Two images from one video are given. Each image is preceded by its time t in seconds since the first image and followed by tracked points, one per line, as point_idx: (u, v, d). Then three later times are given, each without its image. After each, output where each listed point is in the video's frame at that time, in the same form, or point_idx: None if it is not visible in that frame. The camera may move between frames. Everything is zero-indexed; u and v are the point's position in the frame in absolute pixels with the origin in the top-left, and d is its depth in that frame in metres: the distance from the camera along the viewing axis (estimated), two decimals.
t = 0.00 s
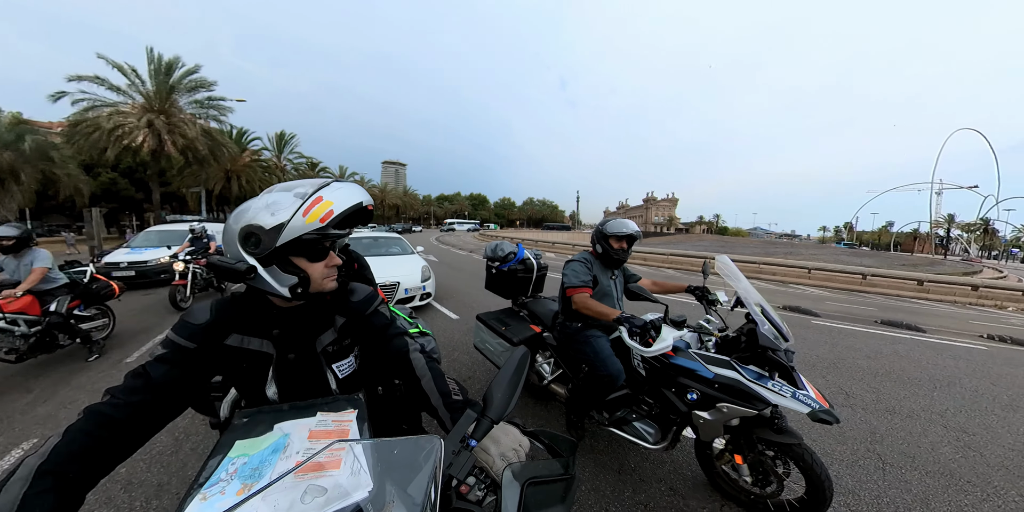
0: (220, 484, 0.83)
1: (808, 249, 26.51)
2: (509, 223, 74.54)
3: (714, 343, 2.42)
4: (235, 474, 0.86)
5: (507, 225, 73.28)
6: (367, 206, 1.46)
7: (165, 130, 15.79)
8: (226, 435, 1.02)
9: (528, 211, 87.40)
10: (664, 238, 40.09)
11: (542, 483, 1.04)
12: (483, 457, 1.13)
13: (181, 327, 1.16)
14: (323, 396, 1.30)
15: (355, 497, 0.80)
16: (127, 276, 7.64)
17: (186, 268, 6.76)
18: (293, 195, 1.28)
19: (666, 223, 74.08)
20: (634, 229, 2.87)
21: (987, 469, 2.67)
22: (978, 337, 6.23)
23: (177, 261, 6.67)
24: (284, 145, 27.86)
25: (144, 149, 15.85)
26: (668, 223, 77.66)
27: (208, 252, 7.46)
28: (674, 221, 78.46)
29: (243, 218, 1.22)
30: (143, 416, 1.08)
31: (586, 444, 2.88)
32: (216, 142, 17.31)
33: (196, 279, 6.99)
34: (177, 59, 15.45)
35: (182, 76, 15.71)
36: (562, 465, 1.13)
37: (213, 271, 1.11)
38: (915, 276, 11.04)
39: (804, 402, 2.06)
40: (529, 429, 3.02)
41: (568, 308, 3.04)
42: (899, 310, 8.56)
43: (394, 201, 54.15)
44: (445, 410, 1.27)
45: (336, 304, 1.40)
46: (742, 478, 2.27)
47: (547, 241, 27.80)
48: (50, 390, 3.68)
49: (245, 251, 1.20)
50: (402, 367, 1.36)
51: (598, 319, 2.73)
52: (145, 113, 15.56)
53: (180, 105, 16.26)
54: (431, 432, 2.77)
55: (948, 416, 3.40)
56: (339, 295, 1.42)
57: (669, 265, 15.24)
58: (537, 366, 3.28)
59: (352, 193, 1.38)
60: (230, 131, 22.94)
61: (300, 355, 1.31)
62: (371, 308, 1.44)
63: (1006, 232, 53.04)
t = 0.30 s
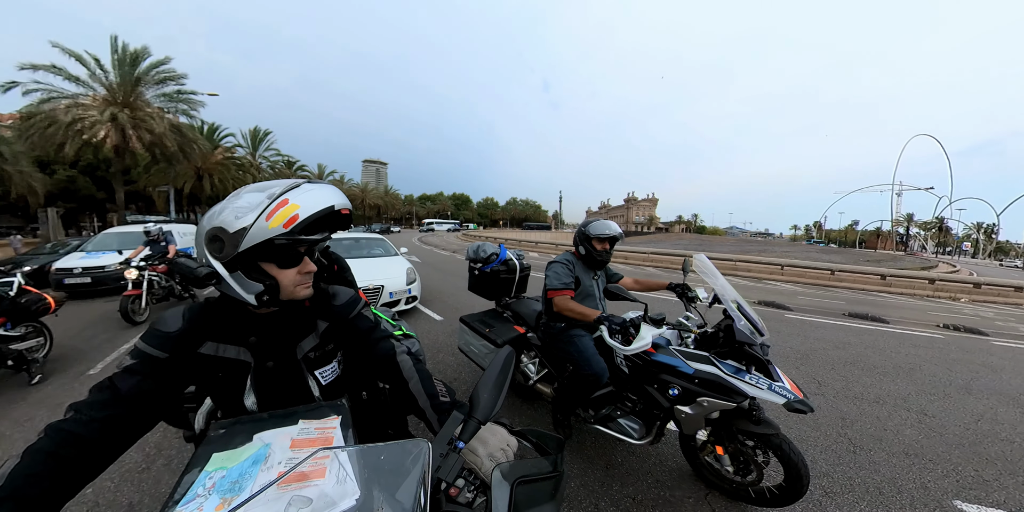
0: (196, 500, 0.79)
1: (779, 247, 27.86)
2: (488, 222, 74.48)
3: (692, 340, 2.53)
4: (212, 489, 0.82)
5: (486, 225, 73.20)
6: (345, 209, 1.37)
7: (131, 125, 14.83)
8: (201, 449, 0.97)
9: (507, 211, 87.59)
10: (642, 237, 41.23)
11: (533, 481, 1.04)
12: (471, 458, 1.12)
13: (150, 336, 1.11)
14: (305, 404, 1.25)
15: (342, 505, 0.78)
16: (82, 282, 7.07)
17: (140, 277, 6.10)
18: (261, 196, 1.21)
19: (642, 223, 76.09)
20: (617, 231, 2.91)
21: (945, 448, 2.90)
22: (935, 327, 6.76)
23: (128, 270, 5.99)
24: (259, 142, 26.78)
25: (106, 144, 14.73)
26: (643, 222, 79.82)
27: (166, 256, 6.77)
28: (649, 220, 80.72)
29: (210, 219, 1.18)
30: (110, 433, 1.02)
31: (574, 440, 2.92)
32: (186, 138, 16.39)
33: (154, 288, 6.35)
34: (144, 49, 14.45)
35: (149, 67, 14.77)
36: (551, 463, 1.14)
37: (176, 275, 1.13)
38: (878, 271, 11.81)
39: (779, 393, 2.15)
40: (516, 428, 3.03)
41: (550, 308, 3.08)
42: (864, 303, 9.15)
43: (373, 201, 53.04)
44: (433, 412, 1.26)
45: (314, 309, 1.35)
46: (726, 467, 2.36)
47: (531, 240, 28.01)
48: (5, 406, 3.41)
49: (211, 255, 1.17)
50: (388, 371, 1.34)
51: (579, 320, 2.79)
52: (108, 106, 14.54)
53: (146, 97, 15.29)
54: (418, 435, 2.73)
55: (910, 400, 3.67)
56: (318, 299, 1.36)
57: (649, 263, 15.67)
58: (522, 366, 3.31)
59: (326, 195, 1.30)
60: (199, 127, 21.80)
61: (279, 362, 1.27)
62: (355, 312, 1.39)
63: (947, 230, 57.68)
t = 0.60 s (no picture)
0: (191, 505, 0.78)
1: (772, 247, 28.22)
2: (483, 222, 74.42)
3: (686, 336, 2.54)
4: (208, 493, 0.81)
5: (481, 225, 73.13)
6: (331, 207, 1.33)
7: (122, 123, 14.54)
8: (195, 452, 0.96)
9: (501, 211, 87.56)
10: (637, 237, 41.53)
11: (530, 480, 1.05)
12: (469, 459, 1.12)
13: (142, 338, 1.09)
14: (301, 406, 1.24)
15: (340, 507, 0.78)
16: (64, 286, 6.89)
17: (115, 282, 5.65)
18: (245, 197, 1.21)
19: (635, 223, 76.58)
20: (611, 232, 2.92)
21: (935, 443, 2.97)
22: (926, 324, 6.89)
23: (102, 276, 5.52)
24: (252, 141, 26.47)
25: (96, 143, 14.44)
26: (637, 222, 80.38)
27: (144, 260, 6.31)
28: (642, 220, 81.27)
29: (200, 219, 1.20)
30: (103, 439, 1.00)
31: (570, 439, 2.93)
32: (178, 137, 16.13)
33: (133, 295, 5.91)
34: (136, 47, 14.18)
35: (140, 65, 14.46)
36: (548, 463, 1.14)
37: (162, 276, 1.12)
38: (869, 270, 12.02)
39: (773, 389, 2.19)
40: (513, 428, 3.04)
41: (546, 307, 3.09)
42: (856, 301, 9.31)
43: (367, 201, 52.72)
44: (430, 413, 1.26)
45: (308, 310, 1.33)
46: (721, 464, 2.39)
47: (528, 240, 28.06)
48: None
49: (197, 257, 1.17)
50: (385, 372, 1.33)
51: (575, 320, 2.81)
52: (97, 104, 14.26)
53: (137, 95, 15.01)
54: (416, 436, 2.72)
55: (900, 396, 3.75)
56: (311, 300, 1.35)
57: (645, 263, 15.81)
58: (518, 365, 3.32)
59: (311, 193, 1.27)
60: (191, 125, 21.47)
61: (275, 364, 1.26)
62: (350, 313, 1.38)
63: (933, 229, 58.91)
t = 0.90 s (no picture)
0: (191, 504, 0.78)
1: (774, 247, 28.05)
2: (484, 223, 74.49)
3: (687, 336, 2.54)
4: (208, 493, 0.81)
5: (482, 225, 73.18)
6: (328, 202, 1.34)
7: (124, 123, 14.58)
8: (196, 451, 0.96)
9: (503, 211, 87.61)
10: (638, 237, 41.52)
11: (532, 481, 1.04)
12: (470, 459, 1.12)
13: (142, 338, 1.09)
14: (302, 406, 1.24)
15: (340, 508, 0.78)
16: (60, 287, 6.91)
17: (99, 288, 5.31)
18: (242, 194, 1.21)
19: (637, 224, 76.53)
20: (611, 228, 2.92)
21: (938, 444, 2.95)
22: (928, 325, 6.86)
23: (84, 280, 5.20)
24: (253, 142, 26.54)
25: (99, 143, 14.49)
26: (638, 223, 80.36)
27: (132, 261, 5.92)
28: (643, 220, 81.25)
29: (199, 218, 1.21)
30: (104, 437, 1.01)
31: (571, 438, 2.94)
32: (180, 138, 16.18)
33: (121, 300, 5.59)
34: (139, 48, 14.24)
35: (142, 66, 14.53)
36: (549, 464, 1.14)
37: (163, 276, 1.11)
38: (871, 270, 11.99)
39: (773, 388, 2.18)
40: (514, 428, 3.03)
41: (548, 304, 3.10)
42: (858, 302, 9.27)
43: (369, 201, 52.87)
44: (431, 413, 1.27)
45: (307, 309, 1.33)
46: (719, 465, 2.38)
47: (528, 241, 28.08)
48: None
49: (197, 255, 1.17)
50: (384, 371, 1.33)
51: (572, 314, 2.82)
52: (100, 105, 14.32)
53: (139, 96, 15.06)
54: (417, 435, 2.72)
55: (903, 397, 3.73)
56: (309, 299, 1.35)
57: (646, 263, 15.80)
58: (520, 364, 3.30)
59: (308, 189, 1.28)
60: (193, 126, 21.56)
61: (275, 363, 1.26)
62: (349, 311, 1.38)
63: (936, 229, 58.59)
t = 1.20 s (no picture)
0: (191, 504, 0.78)
1: (776, 247, 27.96)
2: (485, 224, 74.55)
3: (689, 335, 2.52)
4: (207, 493, 0.81)
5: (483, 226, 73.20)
6: (344, 206, 1.39)
7: (125, 124, 14.66)
8: (195, 451, 0.96)
9: (504, 212, 87.63)
10: (639, 238, 41.43)
11: (532, 482, 1.04)
12: (470, 460, 1.12)
13: (143, 339, 1.09)
14: (302, 406, 1.25)
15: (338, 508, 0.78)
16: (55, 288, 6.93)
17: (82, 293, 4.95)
18: (263, 196, 1.22)
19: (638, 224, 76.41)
20: (611, 227, 2.93)
21: (940, 445, 2.93)
22: (930, 326, 6.82)
23: (68, 285, 4.87)
24: (254, 142, 26.63)
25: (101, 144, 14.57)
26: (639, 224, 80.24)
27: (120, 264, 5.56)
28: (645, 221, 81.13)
29: (210, 221, 1.16)
30: (103, 437, 1.01)
31: (572, 439, 2.93)
32: (181, 139, 16.26)
33: (106, 306, 5.24)
34: (141, 50, 14.33)
35: (144, 67, 14.63)
36: (550, 464, 1.14)
37: (178, 278, 1.06)
38: (872, 270, 11.93)
39: (774, 387, 2.17)
40: (515, 428, 3.03)
41: (549, 304, 3.09)
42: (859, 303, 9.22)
43: (370, 202, 52.93)
44: (430, 413, 1.26)
45: (313, 309, 1.34)
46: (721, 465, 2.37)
47: (528, 241, 28.01)
48: None
49: (214, 256, 1.13)
50: (384, 373, 1.33)
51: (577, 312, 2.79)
52: (102, 106, 14.39)
53: (141, 97, 15.15)
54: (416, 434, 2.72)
55: (904, 398, 3.71)
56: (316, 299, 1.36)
57: (647, 263, 15.76)
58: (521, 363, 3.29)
59: (326, 193, 1.33)
60: (195, 126, 21.67)
61: (277, 363, 1.26)
62: (352, 312, 1.39)
63: (940, 230, 58.24)
